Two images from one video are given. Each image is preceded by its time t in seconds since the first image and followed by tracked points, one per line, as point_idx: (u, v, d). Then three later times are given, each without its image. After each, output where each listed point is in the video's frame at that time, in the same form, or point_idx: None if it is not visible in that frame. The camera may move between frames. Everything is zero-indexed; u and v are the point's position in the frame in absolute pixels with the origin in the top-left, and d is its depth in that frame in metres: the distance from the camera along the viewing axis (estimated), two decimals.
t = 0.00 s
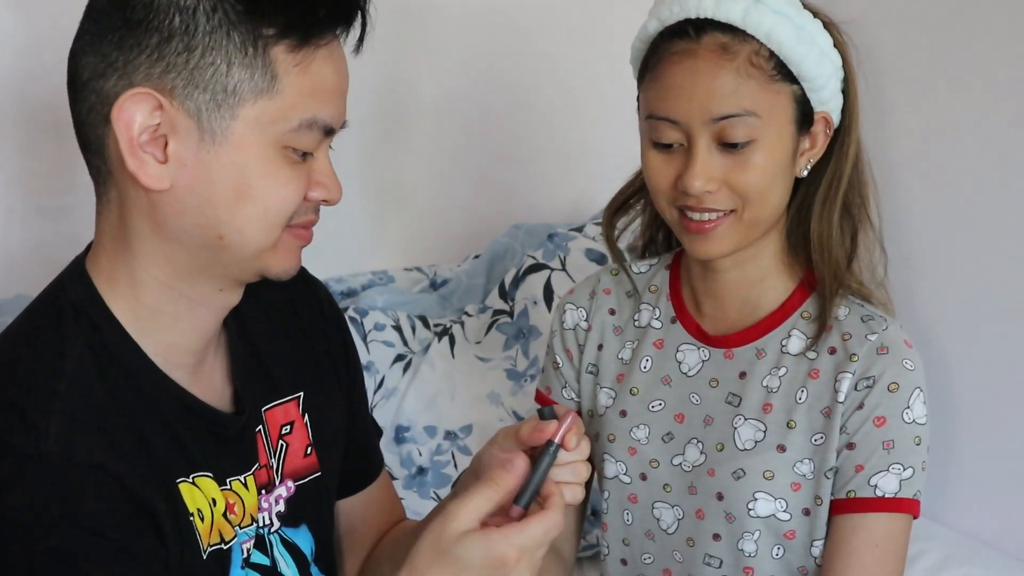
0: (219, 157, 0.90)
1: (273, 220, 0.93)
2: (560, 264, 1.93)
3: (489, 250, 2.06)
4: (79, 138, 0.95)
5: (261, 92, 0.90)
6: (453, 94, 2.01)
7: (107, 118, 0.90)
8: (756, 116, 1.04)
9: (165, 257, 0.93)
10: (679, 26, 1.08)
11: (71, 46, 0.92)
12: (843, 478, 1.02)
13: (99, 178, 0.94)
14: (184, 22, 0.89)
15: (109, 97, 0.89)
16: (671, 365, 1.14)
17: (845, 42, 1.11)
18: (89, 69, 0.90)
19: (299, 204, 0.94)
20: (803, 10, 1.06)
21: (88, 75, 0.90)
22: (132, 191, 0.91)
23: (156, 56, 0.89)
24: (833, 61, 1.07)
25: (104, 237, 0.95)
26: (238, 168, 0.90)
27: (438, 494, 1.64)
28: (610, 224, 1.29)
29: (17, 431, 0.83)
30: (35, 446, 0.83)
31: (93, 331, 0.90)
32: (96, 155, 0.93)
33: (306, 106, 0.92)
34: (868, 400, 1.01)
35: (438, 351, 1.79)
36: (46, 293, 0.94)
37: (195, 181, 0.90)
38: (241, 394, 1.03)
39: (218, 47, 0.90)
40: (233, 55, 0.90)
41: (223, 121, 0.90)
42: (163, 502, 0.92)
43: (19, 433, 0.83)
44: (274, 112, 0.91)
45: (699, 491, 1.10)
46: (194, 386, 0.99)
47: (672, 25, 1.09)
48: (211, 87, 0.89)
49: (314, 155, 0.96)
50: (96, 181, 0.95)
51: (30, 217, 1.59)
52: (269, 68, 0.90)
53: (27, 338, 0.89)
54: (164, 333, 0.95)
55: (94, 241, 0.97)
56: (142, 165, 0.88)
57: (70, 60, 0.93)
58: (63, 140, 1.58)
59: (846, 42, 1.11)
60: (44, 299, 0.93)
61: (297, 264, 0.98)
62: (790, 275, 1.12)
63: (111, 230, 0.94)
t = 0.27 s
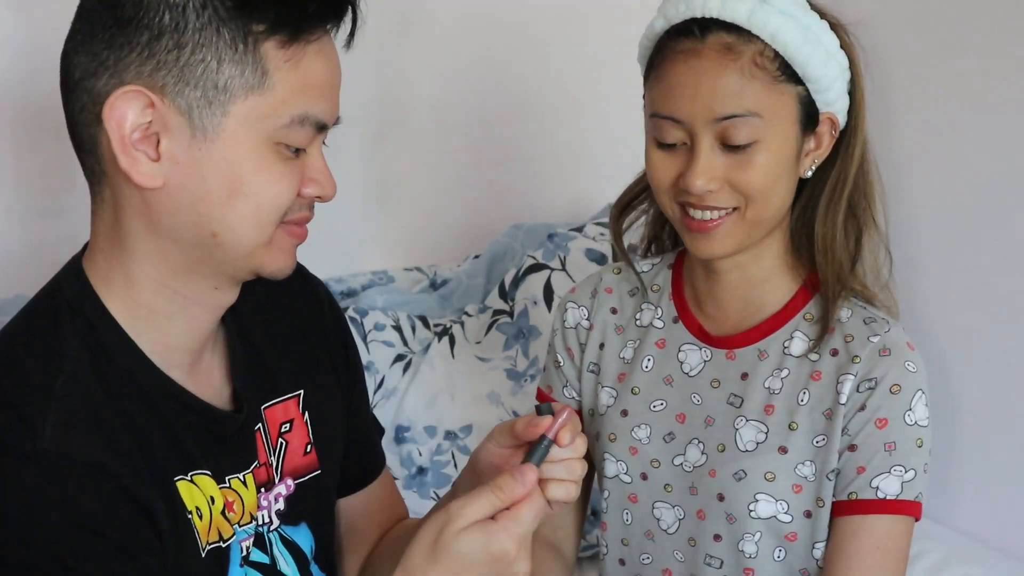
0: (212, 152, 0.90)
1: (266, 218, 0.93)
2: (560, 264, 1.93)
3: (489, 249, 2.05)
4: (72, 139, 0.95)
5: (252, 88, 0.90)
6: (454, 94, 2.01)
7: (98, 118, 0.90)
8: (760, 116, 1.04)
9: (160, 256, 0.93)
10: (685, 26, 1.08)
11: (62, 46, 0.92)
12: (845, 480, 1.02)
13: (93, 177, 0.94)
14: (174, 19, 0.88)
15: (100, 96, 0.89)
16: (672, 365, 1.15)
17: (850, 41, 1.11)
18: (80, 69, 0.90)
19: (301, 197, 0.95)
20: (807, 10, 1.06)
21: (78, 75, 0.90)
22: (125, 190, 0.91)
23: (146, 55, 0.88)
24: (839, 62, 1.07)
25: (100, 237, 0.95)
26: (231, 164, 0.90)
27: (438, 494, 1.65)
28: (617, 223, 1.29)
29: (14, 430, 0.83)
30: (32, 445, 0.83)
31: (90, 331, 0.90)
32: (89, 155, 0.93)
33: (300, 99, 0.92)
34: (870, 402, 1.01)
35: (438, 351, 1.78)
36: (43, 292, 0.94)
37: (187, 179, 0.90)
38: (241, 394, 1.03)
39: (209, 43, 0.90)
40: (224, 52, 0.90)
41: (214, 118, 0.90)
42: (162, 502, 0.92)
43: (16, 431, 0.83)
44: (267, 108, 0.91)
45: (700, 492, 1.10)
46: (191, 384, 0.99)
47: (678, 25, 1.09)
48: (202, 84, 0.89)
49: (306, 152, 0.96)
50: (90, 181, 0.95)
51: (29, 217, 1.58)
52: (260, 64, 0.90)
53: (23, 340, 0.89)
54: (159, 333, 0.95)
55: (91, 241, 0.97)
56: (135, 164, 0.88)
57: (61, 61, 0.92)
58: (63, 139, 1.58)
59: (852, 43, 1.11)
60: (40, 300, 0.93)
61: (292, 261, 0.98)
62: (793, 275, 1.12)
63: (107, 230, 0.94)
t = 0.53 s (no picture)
0: (208, 151, 0.90)
1: (264, 218, 0.93)
2: (560, 264, 1.93)
3: (489, 248, 2.05)
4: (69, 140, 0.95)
5: (247, 86, 0.90)
6: (455, 94, 2.01)
7: (95, 118, 0.90)
8: (764, 114, 1.04)
9: (157, 254, 0.92)
10: (690, 24, 1.08)
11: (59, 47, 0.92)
12: (849, 481, 1.02)
13: (91, 177, 0.94)
14: (170, 17, 0.88)
15: (97, 95, 0.89)
16: (677, 364, 1.14)
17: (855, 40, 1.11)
18: (77, 69, 0.90)
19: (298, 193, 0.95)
20: (813, 10, 1.06)
21: (74, 77, 0.90)
22: (123, 190, 0.91)
23: (143, 54, 0.88)
24: (845, 63, 1.07)
25: (97, 236, 0.95)
26: (228, 162, 0.90)
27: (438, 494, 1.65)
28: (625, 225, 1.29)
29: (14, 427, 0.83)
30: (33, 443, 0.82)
31: (88, 329, 0.90)
32: (85, 154, 0.93)
33: (300, 96, 0.92)
34: (875, 403, 1.01)
35: (438, 351, 1.78)
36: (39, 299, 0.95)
37: (184, 177, 0.90)
38: (241, 392, 1.02)
39: (205, 41, 0.90)
40: (219, 50, 0.90)
41: (209, 115, 0.90)
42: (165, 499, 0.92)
43: (14, 427, 0.83)
44: (265, 105, 0.91)
45: (704, 492, 1.10)
46: (190, 381, 0.99)
47: (683, 23, 1.09)
48: (198, 83, 0.89)
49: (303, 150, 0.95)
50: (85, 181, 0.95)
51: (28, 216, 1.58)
52: (256, 63, 0.90)
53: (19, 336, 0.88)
54: (159, 330, 0.95)
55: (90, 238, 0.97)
56: (133, 163, 0.88)
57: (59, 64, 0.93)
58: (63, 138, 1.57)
59: (858, 44, 1.11)
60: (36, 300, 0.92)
61: (288, 262, 0.98)
62: (798, 277, 1.12)
63: (104, 229, 0.94)
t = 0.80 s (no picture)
0: (259, 129, 0.93)
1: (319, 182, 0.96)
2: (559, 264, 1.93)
3: (489, 248, 2.04)
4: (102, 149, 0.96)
5: (201, 86, 0.92)
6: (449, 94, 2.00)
7: (140, 115, 0.92)
8: (698, 95, 1.04)
9: (210, 237, 0.94)
10: (643, 11, 1.10)
11: (79, 58, 0.95)
12: (828, 481, 1.01)
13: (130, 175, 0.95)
14: (202, 9, 0.92)
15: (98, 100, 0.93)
16: (653, 372, 1.13)
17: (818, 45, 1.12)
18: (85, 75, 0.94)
19: (336, 159, 0.99)
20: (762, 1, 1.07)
21: (105, 86, 0.92)
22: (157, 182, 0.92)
23: (178, 49, 0.91)
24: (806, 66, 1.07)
25: (134, 229, 0.95)
26: (279, 137, 0.94)
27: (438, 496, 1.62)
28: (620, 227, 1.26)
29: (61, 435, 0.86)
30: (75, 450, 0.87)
31: (126, 323, 0.92)
32: (126, 152, 0.94)
33: (314, 64, 0.96)
34: (848, 402, 1.00)
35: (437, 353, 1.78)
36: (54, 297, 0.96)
37: (237, 158, 0.92)
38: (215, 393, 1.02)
39: (236, 28, 0.93)
40: (194, 59, 0.92)
41: (255, 95, 0.93)
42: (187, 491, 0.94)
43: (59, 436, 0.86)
44: (299, 75, 0.95)
45: (687, 500, 1.10)
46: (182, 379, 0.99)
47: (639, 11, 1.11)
48: (240, 65, 0.93)
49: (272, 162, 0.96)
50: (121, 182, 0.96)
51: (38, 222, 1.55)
52: (286, 36, 0.95)
53: (51, 334, 0.89)
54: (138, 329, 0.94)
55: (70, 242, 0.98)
56: (185, 154, 0.91)
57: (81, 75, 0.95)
58: (67, 137, 1.55)
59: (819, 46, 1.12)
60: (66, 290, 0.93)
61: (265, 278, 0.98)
62: (762, 279, 1.10)
63: (143, 221, 0.95)
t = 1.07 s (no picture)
0: (258, 132, 0.91)
1: (310, 169, 0.96)
2: (561, 264, 1.92)
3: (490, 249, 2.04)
4: (86, 180, 0.90)
5: (195, 93, 0.87)
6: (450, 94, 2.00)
7: (135, 140, 0.87)
8: (699, 87, 1.04)
9: (210, 246, 0.92)
10: (655, 9, 1.11)
11: (43, 83, 0.87)
12: (825, 482, 1.01)
13: (123, 203, 0.89)
14: (182, 17, 0.86)
15: (77, 116, 0.86)
16: (653, 372, 1.14)
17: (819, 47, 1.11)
18: (53, 88, 0.86)
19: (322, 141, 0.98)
20: (768, 3, 1.07)
21: (88, 113, 0.86)
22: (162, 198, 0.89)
23: (164, 63, 0.86)
24: (806, 67, 1.06)
25: (121, 248, 0.91)
26: (275, 136, 0.92)
27: (438, 494, 1.63)
28: (610, 235, 1.29)
29: (99, 436, 0.81)
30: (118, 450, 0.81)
31: (135, 337, 0.88)
32: (120, 180, 0.88)
33: (293, 52, 0.94)
34: (847, 403, 1.00)
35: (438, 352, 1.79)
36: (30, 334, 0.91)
37: (239, 165, 0.90)
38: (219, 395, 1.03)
39: (219, 29, 0.88)
40: (176, 63, 0.86)
41: (249, 96, 0.90)
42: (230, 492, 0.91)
43: (100, 437, 0.81)
44: (283, 67, 0.93)
45: (686, 499, 1.10)
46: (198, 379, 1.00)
47: (652, 8, 1.12)
48: (231, 69, 0.89)
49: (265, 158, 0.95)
50: (109, 211, 0.90)
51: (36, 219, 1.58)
52: (265, 29, 0.91)
53: (64, 358, 0.84)
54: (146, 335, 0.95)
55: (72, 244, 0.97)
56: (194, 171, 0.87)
57: (50, 103, 0.87)
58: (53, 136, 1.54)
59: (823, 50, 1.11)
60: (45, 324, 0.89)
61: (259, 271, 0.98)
62: (762, 280, 1.11)
63: (136, 242, 0.91)
